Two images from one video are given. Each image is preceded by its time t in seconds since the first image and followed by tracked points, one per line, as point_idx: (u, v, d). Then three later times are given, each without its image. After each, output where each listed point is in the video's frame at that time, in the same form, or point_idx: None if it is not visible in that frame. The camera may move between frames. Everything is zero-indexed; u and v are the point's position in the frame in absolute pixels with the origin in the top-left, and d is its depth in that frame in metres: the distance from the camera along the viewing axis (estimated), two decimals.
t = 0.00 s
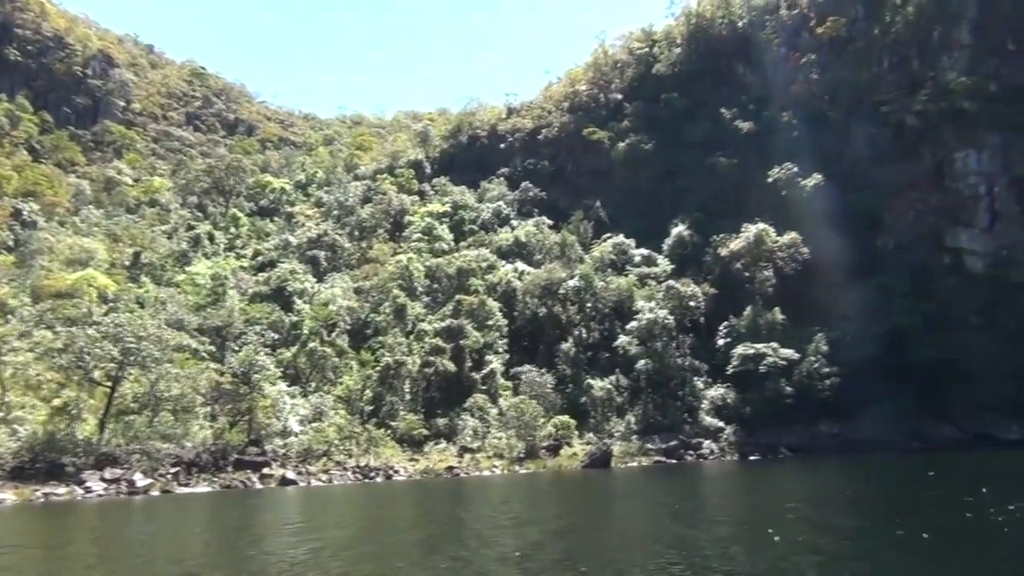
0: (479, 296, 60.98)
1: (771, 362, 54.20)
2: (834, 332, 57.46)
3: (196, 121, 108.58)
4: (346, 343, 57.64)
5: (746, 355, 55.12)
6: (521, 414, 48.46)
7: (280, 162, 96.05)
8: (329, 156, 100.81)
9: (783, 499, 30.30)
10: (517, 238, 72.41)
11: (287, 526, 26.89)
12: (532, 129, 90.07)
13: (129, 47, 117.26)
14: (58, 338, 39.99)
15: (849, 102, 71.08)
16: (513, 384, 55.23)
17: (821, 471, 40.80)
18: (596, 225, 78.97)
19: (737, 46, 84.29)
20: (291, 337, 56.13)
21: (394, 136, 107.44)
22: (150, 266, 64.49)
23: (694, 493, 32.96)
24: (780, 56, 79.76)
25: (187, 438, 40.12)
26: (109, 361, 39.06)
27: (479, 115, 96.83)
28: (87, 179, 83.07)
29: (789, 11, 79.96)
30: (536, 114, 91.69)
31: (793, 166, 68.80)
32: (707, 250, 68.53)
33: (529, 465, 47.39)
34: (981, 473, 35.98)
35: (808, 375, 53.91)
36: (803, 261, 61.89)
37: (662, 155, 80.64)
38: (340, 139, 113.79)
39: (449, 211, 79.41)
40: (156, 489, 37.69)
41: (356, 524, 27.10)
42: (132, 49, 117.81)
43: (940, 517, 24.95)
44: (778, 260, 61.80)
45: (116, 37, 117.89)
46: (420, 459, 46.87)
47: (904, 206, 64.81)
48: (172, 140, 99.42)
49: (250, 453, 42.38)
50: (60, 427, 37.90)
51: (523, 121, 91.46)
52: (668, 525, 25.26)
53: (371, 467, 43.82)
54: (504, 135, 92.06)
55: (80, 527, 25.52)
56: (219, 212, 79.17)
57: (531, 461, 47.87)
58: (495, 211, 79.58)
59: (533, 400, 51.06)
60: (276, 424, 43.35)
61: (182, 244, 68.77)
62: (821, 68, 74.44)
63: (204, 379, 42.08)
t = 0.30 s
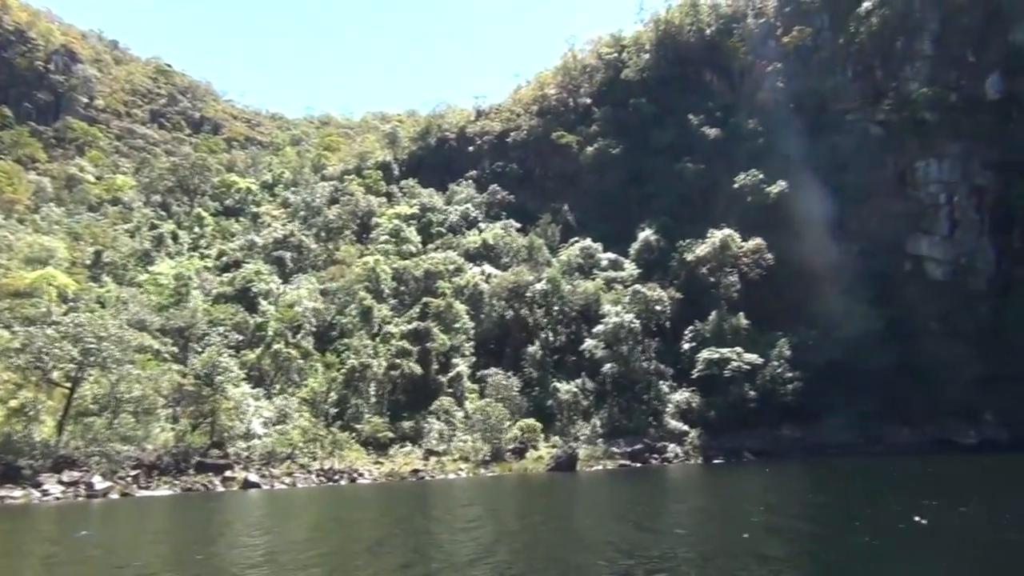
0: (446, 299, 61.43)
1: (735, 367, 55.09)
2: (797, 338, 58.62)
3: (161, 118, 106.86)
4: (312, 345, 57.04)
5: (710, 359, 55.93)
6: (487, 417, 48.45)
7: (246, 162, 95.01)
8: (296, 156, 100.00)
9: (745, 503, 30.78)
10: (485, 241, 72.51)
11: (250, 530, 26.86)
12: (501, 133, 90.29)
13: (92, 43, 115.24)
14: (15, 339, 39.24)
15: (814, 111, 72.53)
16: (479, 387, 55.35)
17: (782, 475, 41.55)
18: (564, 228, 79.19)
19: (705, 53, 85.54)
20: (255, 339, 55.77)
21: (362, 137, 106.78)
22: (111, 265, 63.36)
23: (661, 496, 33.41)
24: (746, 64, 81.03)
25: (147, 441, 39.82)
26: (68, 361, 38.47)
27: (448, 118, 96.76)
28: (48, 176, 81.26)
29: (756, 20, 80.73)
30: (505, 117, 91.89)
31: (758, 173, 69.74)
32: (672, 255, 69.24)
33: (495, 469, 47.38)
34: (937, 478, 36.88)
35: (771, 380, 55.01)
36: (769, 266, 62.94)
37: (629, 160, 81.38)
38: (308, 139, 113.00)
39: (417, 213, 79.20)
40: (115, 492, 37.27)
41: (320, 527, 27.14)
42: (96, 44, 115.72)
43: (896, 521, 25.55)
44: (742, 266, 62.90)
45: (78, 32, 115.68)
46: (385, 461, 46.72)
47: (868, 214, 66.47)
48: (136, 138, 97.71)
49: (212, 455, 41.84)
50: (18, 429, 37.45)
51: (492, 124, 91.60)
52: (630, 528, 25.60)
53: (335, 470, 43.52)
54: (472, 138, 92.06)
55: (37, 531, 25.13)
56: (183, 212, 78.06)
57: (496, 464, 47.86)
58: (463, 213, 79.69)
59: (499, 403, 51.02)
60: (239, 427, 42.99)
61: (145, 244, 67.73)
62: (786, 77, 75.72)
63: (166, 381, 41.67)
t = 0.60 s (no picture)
0: (410, 301, 61.72)
1: (697, 370, 55.91)
2: (758, 342, 59.64)
3: (120, 116, 104.90)
4: (274, 346, 56.44)
5: (673, 363, 56.59)
6: (450, 420, 48.35)
7: (208, 161, 93.77)
8: (259, 156, 99.03)
9: (705, 504, 31.42)
10: (450, 243, 72.53)
11: (206, 531, 27.07)
12: (466, 135, 90.41)
13: (50, 38, 112.96)
14: None
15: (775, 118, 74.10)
16: (443, 390, 55.10)
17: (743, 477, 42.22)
18: (529, 231, 79.44)
19: (669, 59, 86.89)
20: (215, 340, 54.99)
21: (326, 138, 106.08)
22: (68, 265, 62.03)
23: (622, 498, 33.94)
24: (710, 71, 82.42)
25: (103, 443, 39.17)
26: (22, 362, 37.86)
27: (413, 120, 96.65)
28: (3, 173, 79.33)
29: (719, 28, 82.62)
30: (470, 120, 92.07)
31: (721, 178, 70.85)
32: (636, 259, 69.82)
33: (458, 471, 47.48)
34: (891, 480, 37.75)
35: (732, 384, 55.76)
36: (729, 270, 64.10)
37: (594, 164, 82.09)
38: (271, 139, 112.00)
39: (381, 214, 78.95)
40: (70, 495, 36.68)
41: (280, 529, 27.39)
42: (53, 40, 113.37)
43: (847, 522, 26.34)
44: (704, 270, 63.81)
45: (35, 27, 113.21)
46: (348, 464, 46.61)
47: (827, 220, 67.48)
48: (95, 135, 95.71)
49: (171, 458, 41.77)
50: None
51: (457, 126, 91.70)
52: (589, 529, 26.10)
53: (296, 473, 43.27)
54: (438, 140, 91.98)
55: None
56: (143, 211, 76.77)
57: (460, 466, 47.92)
58: (428, 216, 79.70)
59: (463, 406, 51.12)
60: (199, 429, 42.62)
61: (103, 243, 66.60)
62: (749, 84, 77.23)
63: (124, 382, 41.04)
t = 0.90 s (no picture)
0: (372, 301, 61.44)
1: (658, 373, 56.50)
2: (718, 346, 60.25)
3: (78, 112, 102.75)
4: (233, 347, 55.84)
5: (634, 365, 57.23)
6: (411, 421, 48.36)
7: (167, 159, 92.36)
8: (221, 154, 97.86)
9: (664, 505, 32.02)
10: (413, 244, 72.37)
11: (163, 532, 27.30)
12: (430, 137, 90.32)
13: (5, 32, 110.48)
14: None
15: (737, 124, 74.75)
16: (405, 392, 54.97)
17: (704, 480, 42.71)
18: (493, 233, 79.59)
19: (633, 64, 87.77)
20: (173, 340, 54.15)
21: (289, 137, 105.20)
22: (22, 263, 60.59)
23: (584, 501, 34.22)
24: (673, 77, 83.25)
25: (57, 445, 39.24)
26: None
27: (377, 120, 96.34)
28: None
29: (683, 33, 83.91)
30: (435, 121, 92.04)
31: (684, 183, 71.82)
32: (599, 262, 70.23)
33: (419, 473, 47.45)
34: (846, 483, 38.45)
35: (693, 387, 56.67)
36: (690, 274, 65.21)
37: (558, 167, 82.41)
38: (233, 138, 110.76)
39: (344, 215, 78.57)
40: (22, 499, 36.90)
41: (238, 530, 27.71)
42: (8, 33, 110.84)
43: (798, 522, 27.18)
44: (666, 274, 64.52)
45: None
46: (308, 467, 46.31)
47: (790, 228, 68.72)
48: (51, 131, 93.60)
49: (126, 461, 41.19)
50: None
51: (422, 127, 91.61)
52: (548, 530, 26.57)
53: (256, 476, 42.83)
54: (402, 140, 91.69)
55: None
56: (100, 209, 75.32)
57: (421, 468, 47.86)
58: (391, 216, 79.37)
59: (425, 408, 51.20)
60: (156, 431, 42.26)
61: (58, 242, 65.35)
62: (711, 91, 77.74)
63: (79, 382, 41.04)
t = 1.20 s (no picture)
0: (331, 301, 60.96)
1: (616, 375, 57.06)
2: (676, 346, 60.88)
3: (29, 105, 100.18)
4: (188, 347, 55.15)
5: (593, 367, 57.71)
6: (370, 423, 48.61)
7: (122, 154, 90.57)
8: (177, 151, 96.31)
9: (621, 506, 32.54)
10: (372, 244, 72.07)
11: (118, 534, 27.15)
12: (391, 136, 90.19)
13: None
14: None
15: (696, 128, 76.30)
16: (363, 392, 54.65)
17: (661, 480, 43.38)
18: (453, 234, 79.50)
19: (594, 67, 88.58)
20: (126, 340, 53.25)
21: (247, 135, 104.08)
22: None
23: (542, 501, 34.60)
24: (634, 80, 84.25)
25: (4, 447, 38.76)
26: None
27: (337, 119, 96.00)
28: None
29: (644, 37, 85.44)
30: (395, 121, 91.99)
31: (643, 185, 72.61)
32: (559, 263, 70.77)
33: (378, 474, 47.31)
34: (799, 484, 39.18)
35: (650, 390, 57.37)
36: (649, 276, 65.69)
37: (517, 168, 82.81)
38: (189, 134, 109.18)
39: (303, 213, 78.09)
40: None
41: (196, 531, 27.76)
42: None
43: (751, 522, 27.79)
44: (625, 275, 65.16)
45: None
46: (264, 468, 45.92)
47: (749, 232, 69.78)
48: None
49: (76, 463, 40.57)
50: None
51: (383, 127, 91.41)
52: (505, 530, 26.96)
53: (210, 477, 42.28)
54: (362, 139, 91.24)
55: None
56: (51, 205, 73.49)
57: (379, 470, 47.72)
58: (350, 216, 78.87)
59: (383, 409, 51.15)
60: (107, 432, 41.46)
61: (7, 238, 63.70)
62: (671, 94, 78.66)
63: (27, 382, 40.01)
